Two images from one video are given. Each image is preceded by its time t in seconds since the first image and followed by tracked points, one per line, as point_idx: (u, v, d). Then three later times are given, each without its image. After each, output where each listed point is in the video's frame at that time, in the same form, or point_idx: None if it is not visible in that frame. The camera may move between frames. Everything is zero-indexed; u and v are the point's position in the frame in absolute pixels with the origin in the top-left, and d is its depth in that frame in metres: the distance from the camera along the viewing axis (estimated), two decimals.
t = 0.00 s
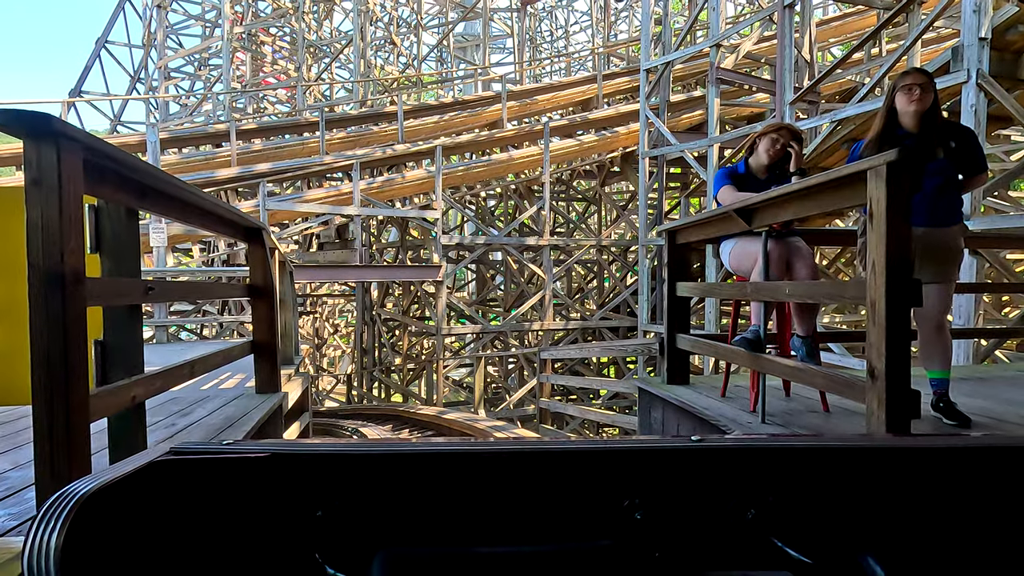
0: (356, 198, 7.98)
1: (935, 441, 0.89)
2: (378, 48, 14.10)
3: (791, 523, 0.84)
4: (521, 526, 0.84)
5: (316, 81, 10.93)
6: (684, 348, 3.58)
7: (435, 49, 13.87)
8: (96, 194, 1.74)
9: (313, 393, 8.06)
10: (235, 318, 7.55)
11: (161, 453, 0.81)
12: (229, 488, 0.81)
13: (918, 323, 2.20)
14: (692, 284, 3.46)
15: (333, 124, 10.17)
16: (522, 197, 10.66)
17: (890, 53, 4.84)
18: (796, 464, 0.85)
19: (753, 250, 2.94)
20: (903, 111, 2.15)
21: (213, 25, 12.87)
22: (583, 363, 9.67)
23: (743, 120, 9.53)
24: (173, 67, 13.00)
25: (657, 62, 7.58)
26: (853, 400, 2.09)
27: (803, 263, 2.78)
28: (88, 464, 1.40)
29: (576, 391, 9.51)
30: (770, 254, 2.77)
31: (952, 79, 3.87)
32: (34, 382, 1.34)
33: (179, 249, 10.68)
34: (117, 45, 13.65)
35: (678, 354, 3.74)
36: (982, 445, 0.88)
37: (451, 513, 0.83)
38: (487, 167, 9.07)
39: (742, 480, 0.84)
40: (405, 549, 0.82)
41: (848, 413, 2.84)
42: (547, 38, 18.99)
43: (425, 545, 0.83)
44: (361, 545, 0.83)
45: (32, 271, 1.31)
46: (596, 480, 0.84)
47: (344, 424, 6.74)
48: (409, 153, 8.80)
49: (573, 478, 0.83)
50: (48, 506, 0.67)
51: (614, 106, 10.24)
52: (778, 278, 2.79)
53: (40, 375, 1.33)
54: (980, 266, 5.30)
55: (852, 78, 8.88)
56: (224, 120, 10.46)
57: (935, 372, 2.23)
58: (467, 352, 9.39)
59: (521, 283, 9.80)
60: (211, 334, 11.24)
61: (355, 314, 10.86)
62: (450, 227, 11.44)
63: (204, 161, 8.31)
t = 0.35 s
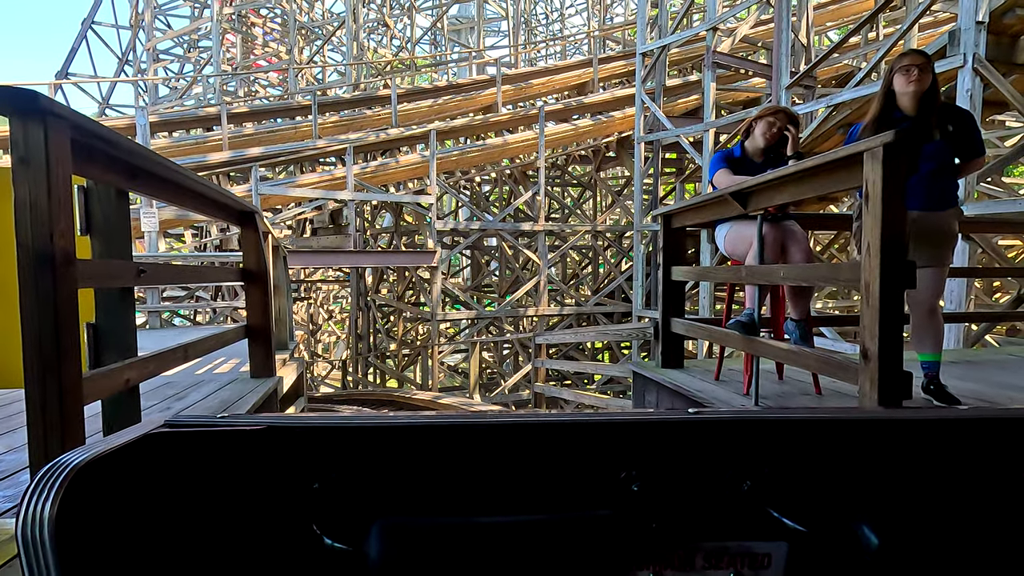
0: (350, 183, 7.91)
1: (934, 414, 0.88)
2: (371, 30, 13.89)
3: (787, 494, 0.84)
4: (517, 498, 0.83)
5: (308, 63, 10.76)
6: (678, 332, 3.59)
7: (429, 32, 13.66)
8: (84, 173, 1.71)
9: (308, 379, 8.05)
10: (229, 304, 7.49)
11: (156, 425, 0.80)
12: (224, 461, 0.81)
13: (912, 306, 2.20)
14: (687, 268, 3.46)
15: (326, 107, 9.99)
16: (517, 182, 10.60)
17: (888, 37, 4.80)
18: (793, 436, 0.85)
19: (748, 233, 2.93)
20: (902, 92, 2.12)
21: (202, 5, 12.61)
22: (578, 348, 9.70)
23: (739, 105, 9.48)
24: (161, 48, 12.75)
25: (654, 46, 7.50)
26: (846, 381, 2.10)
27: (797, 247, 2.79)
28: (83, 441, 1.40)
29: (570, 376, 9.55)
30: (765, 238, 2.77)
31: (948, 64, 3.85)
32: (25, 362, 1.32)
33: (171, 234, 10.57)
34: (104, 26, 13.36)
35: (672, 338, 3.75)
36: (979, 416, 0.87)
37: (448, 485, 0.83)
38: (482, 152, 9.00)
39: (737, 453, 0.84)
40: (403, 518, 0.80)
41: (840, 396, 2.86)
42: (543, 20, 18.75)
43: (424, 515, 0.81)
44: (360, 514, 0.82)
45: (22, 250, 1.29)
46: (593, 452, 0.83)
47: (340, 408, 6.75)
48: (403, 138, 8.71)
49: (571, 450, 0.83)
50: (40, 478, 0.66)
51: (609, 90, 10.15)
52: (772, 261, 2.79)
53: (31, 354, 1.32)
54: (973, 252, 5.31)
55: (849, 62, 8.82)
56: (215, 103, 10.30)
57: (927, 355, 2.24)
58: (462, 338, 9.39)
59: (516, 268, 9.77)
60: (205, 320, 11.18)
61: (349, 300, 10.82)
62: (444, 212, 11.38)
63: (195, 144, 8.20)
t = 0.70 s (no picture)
0: (342, 168, 7.84)
1: (921, 391, 0.90)
2: (363, 12, 13.67)
3: (774, 469, 0.85)
4: (506, 473, 0.83)
5: (298, 46, 10.58)
6: (671, 317, 3.60)
7: (422, 14, 13.46)
8: (69, 156, 1.68)
9: (302, 365, 8.06)
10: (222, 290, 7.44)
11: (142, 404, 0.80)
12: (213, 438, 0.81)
13: (902, 291, 2.21)
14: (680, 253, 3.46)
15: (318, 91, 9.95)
16: (511, 167, 10.54)
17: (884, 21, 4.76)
18: (780, 413, 0.85)
19: (742, 218, 2.93)
20: (898, 76, 2.11)
21: None
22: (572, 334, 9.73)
23: (734, 90, 9.42)
24: (149, 30, 12.50)
25: (649, 29, 7.42)
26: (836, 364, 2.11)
27: (790, 232, 2.77)
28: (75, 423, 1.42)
29: (564, 361, 9.60)
30: (758, 223, 2.77)
31: (944, 48, 3.83)
32: (13, 348, 1.33)
33: (162, 220, 10.47)
34: (90, 6, 13.07)
35: (665, 322, 3.77)
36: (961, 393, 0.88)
37: (439, 462, 0.83)
38: (476, 136, 8.92)
39: (725, 430, 0.85)
40: (391, 495, 0.80)
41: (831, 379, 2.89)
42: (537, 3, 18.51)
43: (417, 492, 0.82)
44: (351, 491, 0.82)
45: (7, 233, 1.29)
46: (581, 429, 0.84)
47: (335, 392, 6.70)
48: (396, 122, 8.62)
49: (558, 425, 0.84)
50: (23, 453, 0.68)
51: (604, 75, 10.06)
52: (765, 246, 2.79)
53: (19, 337, 1.32)
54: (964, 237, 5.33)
55: (845, 47, 8.77)
56: (204, 86, 10.14)
57: (916, 339, 2.25)
58: (456, 324, 9.39)
59: (510, 254, 9.76)
60: (198, 306, 11.13)
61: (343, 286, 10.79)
62: (438, 198, 11.31)
63: (185, 128, 8.09)
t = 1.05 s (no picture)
0: (334, 156, 7.75)
1: (901, 374, 0.93)
2: None
3: (761, 453, 0.85)
4: (494, 457, 0.84)
5: (288, 31, 10.40)
6: (663, 305, 3.60)
7: None
8: (52, 141, 1.63)
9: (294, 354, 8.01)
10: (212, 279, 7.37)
11: (121, 390, 0.78)
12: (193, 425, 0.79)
13: (892, 279, 2.21)
14: (673, 241, 3.46)
15: (308, 78, 9.82)
16: (504, 156, 10.47)
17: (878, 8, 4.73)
18: (764, 396, 0.88)
19: (734, 207, 2.93)
20: (889, 65, 2.11)
21: None
22: (565, 323, 9.74)
23: (728, 78, 9.38)
24: (134, 14, 12.23)
25: (643, 16, 7.35)
26: (827, 352, 2.12)
27: (782, 220, 2.79)
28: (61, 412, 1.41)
29: (557, 350, 9.61)
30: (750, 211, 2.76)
31: (937, 36, 3.83)
32: None
33: (150, 208, 10.33)
34: None
35: (658, 310, 3.77)
36: (937, 376, 0.92)
37: (428, 446, 0.83)
38: (468, 124, 8.84)
39: (710, 414, 0.87)
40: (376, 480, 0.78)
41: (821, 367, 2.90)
42: None
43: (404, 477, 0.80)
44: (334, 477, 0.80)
45: None
46: (569, 413, 0.85)
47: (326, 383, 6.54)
48: (388, 109, 8.52)
49: (547, 408, 0.85)
50: None
51: (597, 62, 9.98)
52: (758, 234, 2.79)
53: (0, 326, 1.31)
54: (954, 226, 5.36)
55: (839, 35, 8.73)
56: (192, 72, 9.96)
57: (907, 327, 2.25)
58: (450, 313, 9.36)
59: (503, 243, 9.72)
60: (188, 296, 11.02)
61: (335, 275, 10.72)
62: (430, 186, 11.23)
63: (173, 115, 7.96)
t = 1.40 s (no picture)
0: (326, 146, 7.69)
1: (904, 362, 0.90)
2: None
3: (756, 442, 0.84)
4: (489, 446, 0.82)
5: (278, 19, 10.26)
6: (657, 296, 3.61)
7: None
8: (38, 130, 1.60)
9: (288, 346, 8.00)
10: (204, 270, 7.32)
11: (115, 381, 0.76)
12: (190, 416, 0.78)
13: (882, 270, 2.23)
14: (666, 232, 3.46)
15: (299, 67, 9.71)
16: (497, 146, 10.42)
17: None
18: (767, 387, 0.83)
19: (728, 197, 2.92)
20: (882, 55, 2.10)
21: None
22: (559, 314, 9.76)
23: (722, 68, 9.35)
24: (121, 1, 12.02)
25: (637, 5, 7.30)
26: (818, 342, 2.14)
27: (776, 211, 2.78)
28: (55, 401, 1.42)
29: (551, 340, 9.64)
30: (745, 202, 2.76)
31: (930, 26, 3.83)
32: None
33: (140, 199, 10.22)
34: None
35: (651, 300, 3.78)
36: (945, 364, 0.87)
37: (419, 437, 0.81)
38: (461, 114, 8.78)
39: (709, 403, 0.83)
40: (370, 470, 0.81)
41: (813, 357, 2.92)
42: None
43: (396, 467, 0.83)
44: (329, 466, 0.81)
45: None
46: (564, 402, 0.82)
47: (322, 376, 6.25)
48: (380, 99, 8.43)
49: (541, 400, 0.82)
50: None
51: (591, 51, 9.92)
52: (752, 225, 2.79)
53: None
54: (945, 217, 5.39)
55: (832, 25, 8.71)
56: (181, 60, 9.82)
57: (896, 317, 2.27)
58: (443, 304, 9.35)
59: (497, 234, 9.70)
60: (180, 287, 10.95)
61: (329, 266, 10.67)
62: (424, 177, 11.17)
63: (162, 105, 7.86)
